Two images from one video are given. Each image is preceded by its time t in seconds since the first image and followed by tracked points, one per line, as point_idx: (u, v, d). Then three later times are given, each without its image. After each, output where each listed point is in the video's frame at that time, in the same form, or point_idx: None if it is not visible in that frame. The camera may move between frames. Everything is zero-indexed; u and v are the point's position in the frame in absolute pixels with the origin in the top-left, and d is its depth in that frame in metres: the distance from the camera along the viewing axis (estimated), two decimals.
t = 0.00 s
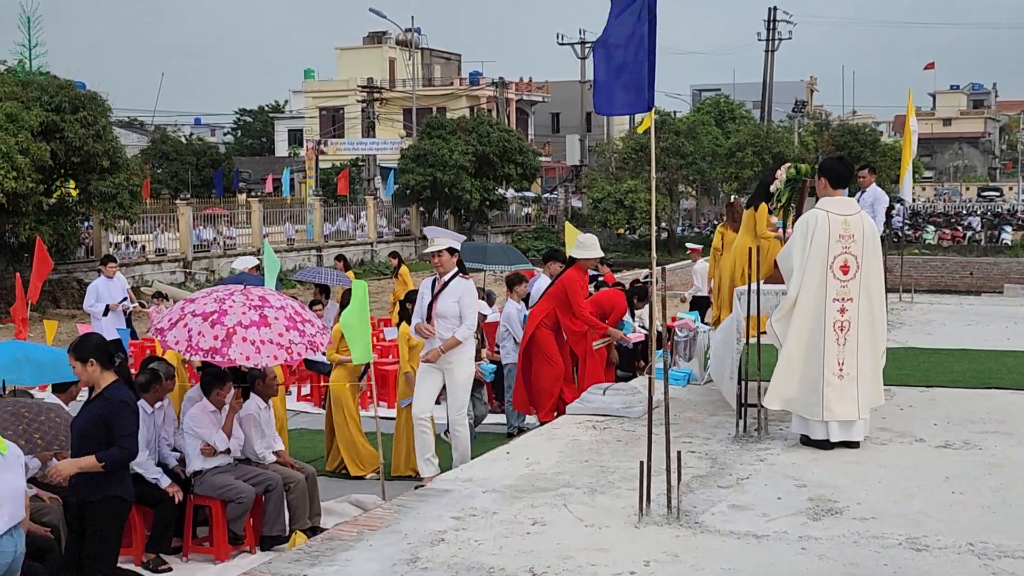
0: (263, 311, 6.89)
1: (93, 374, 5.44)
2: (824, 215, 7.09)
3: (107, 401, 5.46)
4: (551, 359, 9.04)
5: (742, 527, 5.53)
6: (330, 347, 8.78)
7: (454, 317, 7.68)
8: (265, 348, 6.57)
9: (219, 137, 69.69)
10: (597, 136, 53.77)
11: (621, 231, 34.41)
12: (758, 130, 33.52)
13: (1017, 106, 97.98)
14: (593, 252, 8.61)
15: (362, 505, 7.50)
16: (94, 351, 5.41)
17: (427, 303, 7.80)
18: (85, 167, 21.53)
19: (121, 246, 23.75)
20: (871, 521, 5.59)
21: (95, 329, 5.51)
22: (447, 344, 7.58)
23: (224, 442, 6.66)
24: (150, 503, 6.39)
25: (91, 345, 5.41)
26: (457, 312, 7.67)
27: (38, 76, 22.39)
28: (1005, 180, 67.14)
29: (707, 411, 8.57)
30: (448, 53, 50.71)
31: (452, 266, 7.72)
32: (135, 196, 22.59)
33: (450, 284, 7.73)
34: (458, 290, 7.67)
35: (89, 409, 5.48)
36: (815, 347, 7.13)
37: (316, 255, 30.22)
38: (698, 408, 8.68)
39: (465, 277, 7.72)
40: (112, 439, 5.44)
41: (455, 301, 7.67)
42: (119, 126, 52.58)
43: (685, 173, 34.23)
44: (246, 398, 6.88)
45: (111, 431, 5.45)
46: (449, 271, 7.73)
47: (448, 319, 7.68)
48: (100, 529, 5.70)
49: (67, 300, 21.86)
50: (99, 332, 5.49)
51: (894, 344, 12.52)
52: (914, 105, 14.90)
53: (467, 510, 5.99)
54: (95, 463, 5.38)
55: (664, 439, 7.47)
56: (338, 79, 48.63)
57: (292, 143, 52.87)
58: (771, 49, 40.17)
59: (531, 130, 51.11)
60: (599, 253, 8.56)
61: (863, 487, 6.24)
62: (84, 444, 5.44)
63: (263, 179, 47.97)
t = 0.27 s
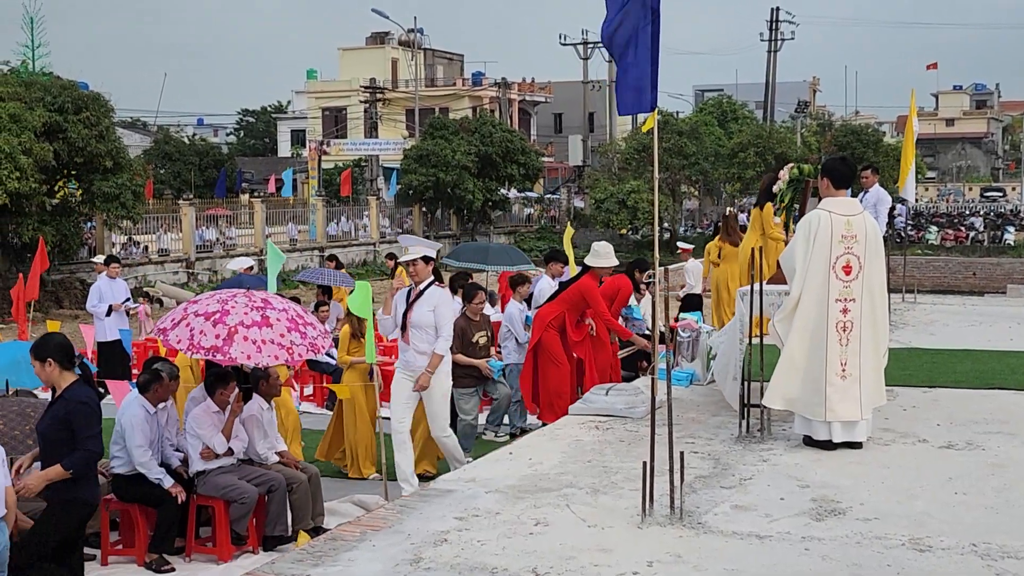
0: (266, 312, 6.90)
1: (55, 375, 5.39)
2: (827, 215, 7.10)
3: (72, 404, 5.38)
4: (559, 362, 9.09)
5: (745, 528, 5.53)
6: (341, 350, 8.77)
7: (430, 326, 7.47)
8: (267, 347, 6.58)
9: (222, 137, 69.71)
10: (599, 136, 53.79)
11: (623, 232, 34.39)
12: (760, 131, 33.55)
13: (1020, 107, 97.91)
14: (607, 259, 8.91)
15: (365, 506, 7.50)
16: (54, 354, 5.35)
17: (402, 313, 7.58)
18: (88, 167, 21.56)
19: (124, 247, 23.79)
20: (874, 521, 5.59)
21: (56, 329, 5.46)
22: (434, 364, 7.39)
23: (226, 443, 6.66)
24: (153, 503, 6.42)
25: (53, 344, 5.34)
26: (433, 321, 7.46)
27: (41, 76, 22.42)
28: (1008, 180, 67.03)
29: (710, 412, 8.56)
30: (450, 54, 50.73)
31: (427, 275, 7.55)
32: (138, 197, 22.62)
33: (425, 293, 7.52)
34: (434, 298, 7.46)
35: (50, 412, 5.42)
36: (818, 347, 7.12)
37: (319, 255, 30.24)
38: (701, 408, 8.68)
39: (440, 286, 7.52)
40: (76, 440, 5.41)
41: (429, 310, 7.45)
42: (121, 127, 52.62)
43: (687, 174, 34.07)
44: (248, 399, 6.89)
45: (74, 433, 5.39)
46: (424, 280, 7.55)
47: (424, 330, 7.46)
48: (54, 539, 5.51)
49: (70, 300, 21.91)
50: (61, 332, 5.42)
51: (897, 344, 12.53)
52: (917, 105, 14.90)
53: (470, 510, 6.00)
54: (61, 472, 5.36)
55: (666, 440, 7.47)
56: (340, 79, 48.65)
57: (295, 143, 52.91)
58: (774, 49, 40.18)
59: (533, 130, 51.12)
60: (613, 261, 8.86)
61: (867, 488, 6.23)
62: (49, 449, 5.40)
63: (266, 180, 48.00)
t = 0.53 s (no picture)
0: (270, 309, 6.91)
1: (20, 384, 5.15)
2: (829, 215, 7.10)
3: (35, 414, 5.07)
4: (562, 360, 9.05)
5: (748, 528, 5.53)
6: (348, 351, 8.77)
7: (408, 327, 7.25)
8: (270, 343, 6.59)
9: (225, 138, 69.75)
10: (602, 136, 53.77)
11: (625, 232, 34.38)
12: (763, 131, 33.59)
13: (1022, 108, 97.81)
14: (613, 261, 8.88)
15: (367, 506, 7.51)
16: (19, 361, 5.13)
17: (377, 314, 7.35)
18: (91, 167, 21.57)
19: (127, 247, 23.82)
20: (877, 522, 5.59)
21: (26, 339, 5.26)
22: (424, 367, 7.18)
23: (229, 444, 6.66)
24: (155, 503, 6.42)
25: (18, 353, 5.13)
26: (412, 322, 7.26)
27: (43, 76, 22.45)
28: (1011, 181, 66.93)
29: (712, 412, 8.56)
30: (453, 54, 50.74)
31: (401, 274, 7.31)
32: (140, 197, 22.63)
33: (400, 293, 7.30)
34: (409, 299, 7.23)
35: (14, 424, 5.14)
36: (820, 348, 7.12)
37: (321, 255, 30.25)
38: (703, 408, 8.68)
39: (417, 284, 7.32)
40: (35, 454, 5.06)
41: (406, 310, 7.24)
42: (124, 127, 52.67)
43: (690, 173, 34.15)
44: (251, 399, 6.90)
45: (34, 446, 5.05)
46: (399, 279, 7.31)
47: (400, 330, 7.24)
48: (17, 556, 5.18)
49: (72, 301, 21.93)
50: (31, 343, 5.21)
51: (900, 344, 12.52)
52: (919, 106, 14.90)
53: (473, 510, 5.99)
54: (20, 485, 5.03)
55: (669, 440, 7.47)
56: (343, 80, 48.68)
57: (297, 143, 52.95)
58: (776, 49, 40.17)
59: (536, 130, 51.12)
60: (617, 259, 8.80)
61: (869, 488, 6.22)
62: (12, 463, 5.10)
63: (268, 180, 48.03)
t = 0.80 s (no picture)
0: (275, 312, 6.91)
1: None
2: (830, 216, 7.09)
3: None
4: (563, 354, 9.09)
5: (750, 529, 5.53)
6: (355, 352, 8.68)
7: (380, 337, 7.13)
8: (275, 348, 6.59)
9: (226, 138, 69.77)
10: (603, 136, 53.76)
11: (627, 233, 34.36)
12: (764, 130, 33.64)
13: None
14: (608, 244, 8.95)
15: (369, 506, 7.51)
16: None
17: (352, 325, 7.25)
18: (92, 167, 21.58)
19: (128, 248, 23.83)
20: (879, 522, 5.58)
21: None
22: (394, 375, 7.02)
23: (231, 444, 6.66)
24: (156, 503, 6.42)
25: None
26: (385, 331, 7.14)
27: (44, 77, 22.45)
28: (1012, 181, 66.86)
29: (714, 412, 8.56)
30: (454, 54, 50.74)
31: (376, 283, 7.24)
32: (141, 197, 22.65)
33: (373, 302, 7.21)
34: (380, 308, 7.14)
35: None
36: (822, 349, 7.12)
37: (322, 256, 30.27)
38: (705, 409, 8.69)
39: (392, 293, 7.23)
40: None
41: (379, 320, 7.14)
42: (125, 127, 52.68)
43: (690, 174, 34.08)
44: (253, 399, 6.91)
45: None
46: (373, 289, 7.24)
47: (371, 339, 7.13)
48: None
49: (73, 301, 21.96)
50: None
51: (901, 344, 12.53)
52: (920, 106, 14.91)
53: (474, 511, 6.00)
54: None
55: (670, 440, 7.47)
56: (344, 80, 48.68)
57: (298, 143, 52.96)
58: (777, 49, 40.16)
59: (537, 130, 51.12)
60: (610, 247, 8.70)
61: (871, 488, 6.22)
62: None
63: (269, 180, 48.05)
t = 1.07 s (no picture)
0: (282, 320, 6.94)
1: None
2: (833, 216, 7.08)
3: None
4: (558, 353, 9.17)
5: (752, 529, 5.53)
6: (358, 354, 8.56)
7: (354, 346, 6.78)
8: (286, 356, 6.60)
9: (228, 138, 69.86)
10: (605, 136, 53.77)
11: (629, 233, 34.35)
12: (766, 131, 33.62)
13: None
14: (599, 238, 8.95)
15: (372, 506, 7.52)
16: None
17: (327, 332, 6.90)
18: (95, 167, 21.60)
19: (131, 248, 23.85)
20: (881, 522, 5.59)
21: None
22: (363, 387, 6.65)
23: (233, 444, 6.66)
24: (159, 502, 6.43)
25: None
26: (359, 341, 6.78)
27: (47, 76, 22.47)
28: (1015, 181, 66.78)
29: (717, 412, 8.56)
30: (456, 54, 50.75)
31: (352, 291, 6.87)
32: (144, 198, 22.66)
33: (350, 311, 6.83)
34: (356, 316, 6.78)
35: None
36: (825, 349, 7.12)
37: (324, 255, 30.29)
38: (707, 409, 8.68)
39: (369, 301, 6.85)
40: None
41: (354, 329, 6.78)
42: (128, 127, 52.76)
43: (692, 174, 33.90)
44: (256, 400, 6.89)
45: None
46: (350, 297, 6.88)
47: (350, 350, 6.79)
48: None
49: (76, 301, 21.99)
50: None
51: (903, 345, 12.53)
52: (923, 106, 14.91)
53: (477, 511, 6.00)
54: None
55: (673, 440, 7.47)
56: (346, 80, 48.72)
57: (300, 143, 53.01)
58: (779, 49, 40.16)
59: (539, 130, 51.14)
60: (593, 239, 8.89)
61: (873, 489, 6.21)
62: None
63: (272, 180, 48.10)
